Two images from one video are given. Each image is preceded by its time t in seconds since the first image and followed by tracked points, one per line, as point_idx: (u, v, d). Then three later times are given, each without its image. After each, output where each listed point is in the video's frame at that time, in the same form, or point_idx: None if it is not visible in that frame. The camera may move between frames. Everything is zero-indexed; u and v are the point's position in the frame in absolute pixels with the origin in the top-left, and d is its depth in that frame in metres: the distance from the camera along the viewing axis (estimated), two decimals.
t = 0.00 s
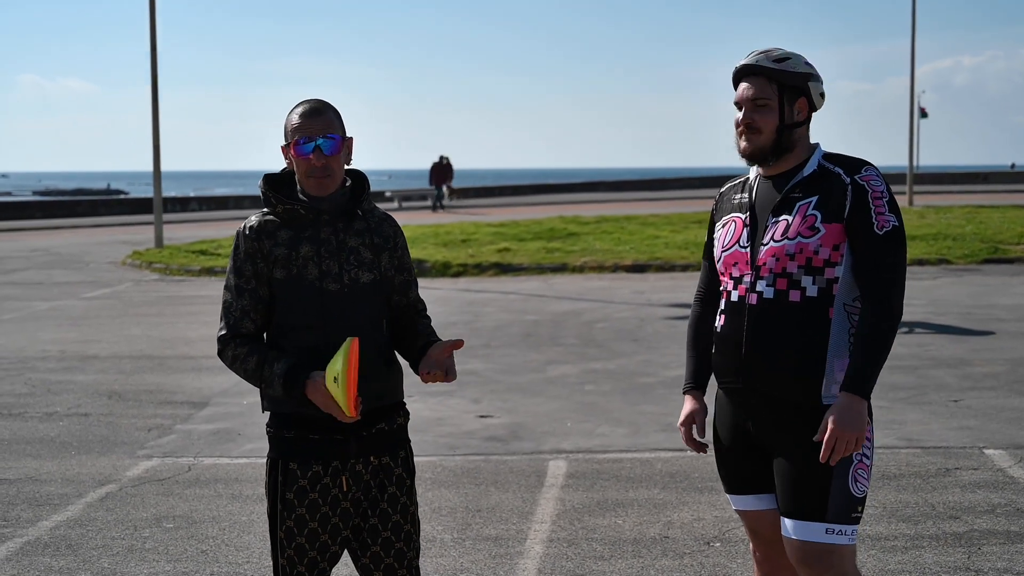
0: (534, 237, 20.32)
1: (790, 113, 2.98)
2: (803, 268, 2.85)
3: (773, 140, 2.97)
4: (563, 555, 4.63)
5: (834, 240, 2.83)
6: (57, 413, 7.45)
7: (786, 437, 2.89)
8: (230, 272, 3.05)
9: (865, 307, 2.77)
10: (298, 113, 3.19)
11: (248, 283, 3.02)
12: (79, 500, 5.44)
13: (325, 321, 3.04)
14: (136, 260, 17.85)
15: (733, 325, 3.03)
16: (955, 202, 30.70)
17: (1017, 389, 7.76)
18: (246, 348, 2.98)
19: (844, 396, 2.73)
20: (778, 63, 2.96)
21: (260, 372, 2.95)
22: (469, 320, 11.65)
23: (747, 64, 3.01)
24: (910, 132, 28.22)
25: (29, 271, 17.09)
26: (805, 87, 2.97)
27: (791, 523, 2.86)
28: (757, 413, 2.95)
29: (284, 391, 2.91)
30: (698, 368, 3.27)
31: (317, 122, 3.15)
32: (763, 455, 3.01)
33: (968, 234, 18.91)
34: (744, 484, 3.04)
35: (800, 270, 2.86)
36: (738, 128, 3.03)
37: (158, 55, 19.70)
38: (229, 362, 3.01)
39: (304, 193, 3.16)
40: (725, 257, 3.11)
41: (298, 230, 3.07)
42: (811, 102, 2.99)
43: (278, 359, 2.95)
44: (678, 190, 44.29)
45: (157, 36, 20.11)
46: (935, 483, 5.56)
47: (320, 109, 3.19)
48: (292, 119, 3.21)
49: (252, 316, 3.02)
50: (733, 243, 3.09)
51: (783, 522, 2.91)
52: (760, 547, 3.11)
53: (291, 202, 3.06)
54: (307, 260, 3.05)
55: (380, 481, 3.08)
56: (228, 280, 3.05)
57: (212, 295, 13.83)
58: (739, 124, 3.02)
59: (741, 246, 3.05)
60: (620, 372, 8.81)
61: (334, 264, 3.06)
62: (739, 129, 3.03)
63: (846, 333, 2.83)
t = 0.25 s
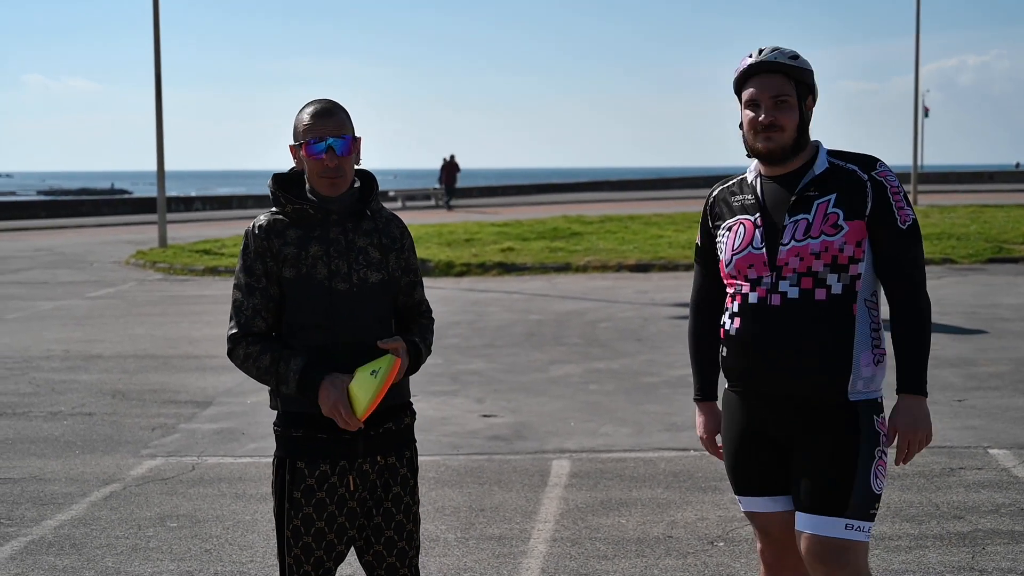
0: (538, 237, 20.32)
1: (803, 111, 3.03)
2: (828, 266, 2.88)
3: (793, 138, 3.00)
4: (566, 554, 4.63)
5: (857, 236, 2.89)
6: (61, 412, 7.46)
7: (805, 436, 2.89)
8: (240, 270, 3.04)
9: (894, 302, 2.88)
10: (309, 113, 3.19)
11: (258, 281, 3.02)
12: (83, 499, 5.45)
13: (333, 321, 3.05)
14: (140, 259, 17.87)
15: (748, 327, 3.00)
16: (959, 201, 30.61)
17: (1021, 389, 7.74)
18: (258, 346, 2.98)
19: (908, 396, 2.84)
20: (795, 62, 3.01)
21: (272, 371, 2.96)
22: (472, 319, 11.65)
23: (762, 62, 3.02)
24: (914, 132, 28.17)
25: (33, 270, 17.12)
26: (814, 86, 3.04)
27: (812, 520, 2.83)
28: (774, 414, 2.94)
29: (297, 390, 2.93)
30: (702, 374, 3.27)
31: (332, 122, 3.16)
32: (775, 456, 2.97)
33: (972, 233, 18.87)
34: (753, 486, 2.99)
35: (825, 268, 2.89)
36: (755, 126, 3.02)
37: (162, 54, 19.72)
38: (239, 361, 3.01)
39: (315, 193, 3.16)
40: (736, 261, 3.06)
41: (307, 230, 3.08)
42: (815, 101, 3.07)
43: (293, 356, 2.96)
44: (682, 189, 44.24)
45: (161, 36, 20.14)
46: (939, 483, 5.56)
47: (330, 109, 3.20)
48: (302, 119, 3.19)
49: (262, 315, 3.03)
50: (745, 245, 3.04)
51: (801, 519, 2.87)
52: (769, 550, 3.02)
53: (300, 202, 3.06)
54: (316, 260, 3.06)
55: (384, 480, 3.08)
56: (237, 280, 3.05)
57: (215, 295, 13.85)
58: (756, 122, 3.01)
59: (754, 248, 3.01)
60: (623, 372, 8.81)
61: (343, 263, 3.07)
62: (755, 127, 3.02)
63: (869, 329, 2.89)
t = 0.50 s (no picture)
0: (541, 237, 20.31)
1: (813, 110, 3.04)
2: (846, 266, 2.88)
3: (806, 136, 3.00)
4: (568, 554, 4.62)
5: (873, 236, 2.89)
6: (63, 411, 7.46)
7: (822, 436, 2.88)
8: (249, 270, 3.03)
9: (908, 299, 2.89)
10: (318, 112, 3.18)
11: (267, 281, 3.01)
12: (85, 499, 5.45)
13: (343, 319, 3.04)
14: (143, 259, 17.88)
15: (765, 329, 2.98)
16: (962, 201, 30.55)
17: None
18: (269, 344, 2.97)
19: (931, 393, 2.86)
20: (804, 59, 3.02)
21: (284, 368, 2.95)
22: (475, 319, 11.64)
23: (773, 60, 3.02)
24: (917, 132, 28.13)
25: (36, 270, 17.13)
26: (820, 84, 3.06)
27: (844, 517, 2.79)
28: (790, 414, 2.93)
29: (309, 385, 2.92)
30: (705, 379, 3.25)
31: (343, 122, 3.15)
32: (790, 457, 2.96)
33: (975, 234, 18.83)
34: (768, 487, 2.99)
35: (843, 268, 2.88)
36: (765, 123, 3.01)
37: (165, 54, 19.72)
38: (248, 359, 2.99)
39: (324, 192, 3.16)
40: (749, 264, 3.04)
41: (315, 229, 3.07)
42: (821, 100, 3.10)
43: (305, 353, 2.96)
44: (685, 189, 44.20)
45: (164, 36, 20.15)
46: (942, 482, 5.55)
47: (340, 108, 3.19)
48: (310, 118, 3.19)
49: (271, 314, 3.02)
50: (760, 246, 3.02)
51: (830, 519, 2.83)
52: (781, 550, 3.05)
53: (309, 201, 3.05)
54: (325, 259, 3.05)
55: (392, 479, 3.08)
56: (246, 279, 3.03)
57: (218, 295, 13.85)
58: (767, 119, 3.00)
59: (768, 250, 3.00)
60: (626, 372, 8.80)
61: (351, 263, 3.06)
62: (766, 124, 3.01)
63: (885, 327, 2.89)
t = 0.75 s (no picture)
0: (543, 234, 20.30)
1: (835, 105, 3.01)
2: (864, 268, 2.85)
3: (827, 132, 2.98)
4: (569, 552, 4.62)
5: (892, 237, 2.85)
6: (65, 409, 7.46)
7: (839, 437, 2.87)
8: (255, 265, 3.01)
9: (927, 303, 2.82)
10: (329, 109, 3.16)
11: (275, 277, 3.00)
12: (87, 496, 5.45)
13: (350, 317, 3.04)
14: (144, 256, 17.89)
15: (782, 329, 2.97)
16: (964, 199, 30.52)
17: None
18: (276, 341, 2.97)
19: (933, 396, 2.78)
20: (824, 55, 2.99)
21: (292, 365, 2.94)
22: (477, 317, 11.64)
23: (793, 55, 3.00)
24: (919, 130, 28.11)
25: (38, 267, 17.14)
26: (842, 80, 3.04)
27: (862, 527, 2.82)
28: (806, 414, 2.92)
29: (318, 383, 2.91)
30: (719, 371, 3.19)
31: (354, 120, 3.14)
32: (805, 458, 2.95)
33: (977, 232, 18.82)
34: (782, 487, 2.98)
35: (860, 270, 2.85)
36: (785, 120, 2.99)
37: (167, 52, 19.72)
38: (255, 356, 2.99)
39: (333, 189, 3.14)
40: (768, 263, 3.03)
41: (323, 226, 3.07)
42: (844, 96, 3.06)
43: (314, 351, 2.95)
44: (687, 187, 44.17)
45: (166, 34, 20.15)
46: (943, 481, 5.54)
47: (351, 105, 3.17)
48: (321, 115, 3.17)
49: (278, 311, 3.01)
50: (778, 246, 3.01)
51: (849, 527, 2.86)
52: (786, 549, 3.03)
53: (317, 198, 3.05)
54: (332, 256, 3.05)
55: (398, 475, 3.08)
56: (252, 275, 3.02)
57: (220, 292, 13.85)
58: (787, 116, 2.99)
59: (788, 249, 2.98)
60: (628, 369, 8.79)
61: (358, 260, 3.06)
62: (786, 120, 2.99)
63: (904, 329, 2.86)
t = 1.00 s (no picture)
0: (543, 233, 20.28)
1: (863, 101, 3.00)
2: (885, 267, 2.83)
3: (854, 128, 2.96)
4: (570, 551, 4.61)
5: (914, 236, 2.82)
6: (66, 408, 7.46)
7: (858, 439, 2.86)
8: (260, 264, 3.00)
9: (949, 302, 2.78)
10: (337, 109, 3.15)
11: (279, 277, 2.99)
12: (87, 495, 5.44)
13: (355, 316, 3.03)
14: (145, 255, 17.87)
15: (803, 329, 2.96)
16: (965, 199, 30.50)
17: None
18: (281, 341, 2.96)
19: (947, 390, 2.72)
20: (850, 50, 2.98)
21: (296, 364, 2.93)
22: (478, 316, 11.64)
23: (818, 50, 2.99)
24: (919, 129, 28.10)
25: (38, 266, 17.13)
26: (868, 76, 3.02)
27: (881, 530, 2.83)
28: (825, 416, 2.91)
29: (323, 383, 2.90)
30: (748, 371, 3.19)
31: (362, 120, 3.13)
32: (823, 460, 2.94)
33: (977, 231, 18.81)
34: (799, 488, 2.98)
35: (882, 270, 2.83)
36: (811, 115, 2.98)
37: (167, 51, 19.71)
38: (260, 355, 2.98)
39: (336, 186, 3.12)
40: (791, 261, 3.03)
41: (328, 225, 3.06)
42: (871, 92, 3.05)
43: (319, 350, 2.94)
44: (687, 186, 44.15)
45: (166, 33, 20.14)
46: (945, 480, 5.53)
47: (360, 105, 3.17)
48: (328, 114, 3.16)
49: (283, 310, 3.00)
50: (801, 244, 3.00)
51: (870, 531, 2.87)
52: (795, 550, 3.02)
53: (322, 197, 3.05)
54: (337, 255, 3.04)
55: (402, 475, 3.07)
56: (256, 273, 3.01)
57: (220, 291, 13.85)
58: (812, 111, 2.97)
59: (811, 247, 2.98)
60: (629, 368, 8.79)
61: (363, 259, 3.05)
62: (811, 116, 2.98)
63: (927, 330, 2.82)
